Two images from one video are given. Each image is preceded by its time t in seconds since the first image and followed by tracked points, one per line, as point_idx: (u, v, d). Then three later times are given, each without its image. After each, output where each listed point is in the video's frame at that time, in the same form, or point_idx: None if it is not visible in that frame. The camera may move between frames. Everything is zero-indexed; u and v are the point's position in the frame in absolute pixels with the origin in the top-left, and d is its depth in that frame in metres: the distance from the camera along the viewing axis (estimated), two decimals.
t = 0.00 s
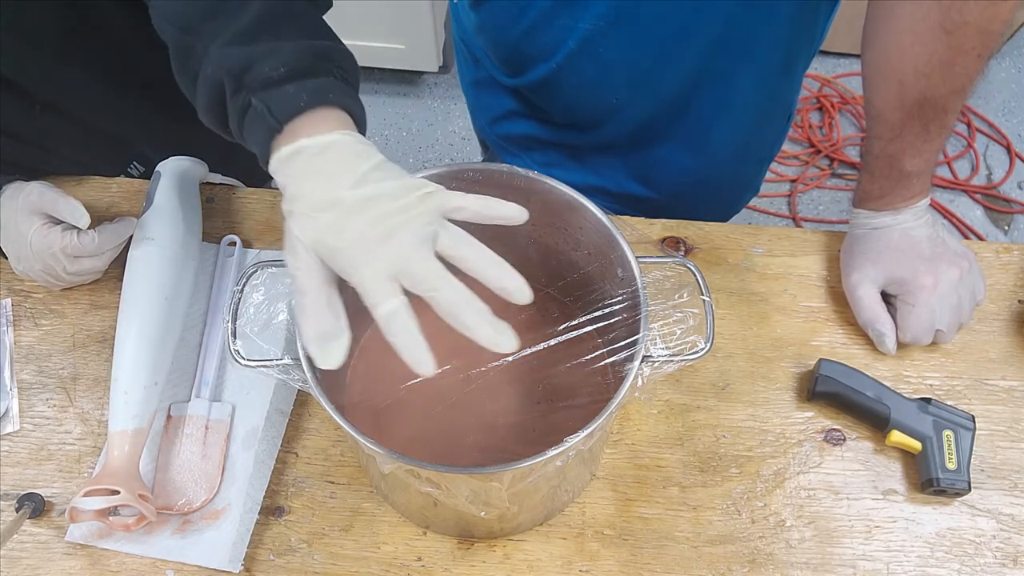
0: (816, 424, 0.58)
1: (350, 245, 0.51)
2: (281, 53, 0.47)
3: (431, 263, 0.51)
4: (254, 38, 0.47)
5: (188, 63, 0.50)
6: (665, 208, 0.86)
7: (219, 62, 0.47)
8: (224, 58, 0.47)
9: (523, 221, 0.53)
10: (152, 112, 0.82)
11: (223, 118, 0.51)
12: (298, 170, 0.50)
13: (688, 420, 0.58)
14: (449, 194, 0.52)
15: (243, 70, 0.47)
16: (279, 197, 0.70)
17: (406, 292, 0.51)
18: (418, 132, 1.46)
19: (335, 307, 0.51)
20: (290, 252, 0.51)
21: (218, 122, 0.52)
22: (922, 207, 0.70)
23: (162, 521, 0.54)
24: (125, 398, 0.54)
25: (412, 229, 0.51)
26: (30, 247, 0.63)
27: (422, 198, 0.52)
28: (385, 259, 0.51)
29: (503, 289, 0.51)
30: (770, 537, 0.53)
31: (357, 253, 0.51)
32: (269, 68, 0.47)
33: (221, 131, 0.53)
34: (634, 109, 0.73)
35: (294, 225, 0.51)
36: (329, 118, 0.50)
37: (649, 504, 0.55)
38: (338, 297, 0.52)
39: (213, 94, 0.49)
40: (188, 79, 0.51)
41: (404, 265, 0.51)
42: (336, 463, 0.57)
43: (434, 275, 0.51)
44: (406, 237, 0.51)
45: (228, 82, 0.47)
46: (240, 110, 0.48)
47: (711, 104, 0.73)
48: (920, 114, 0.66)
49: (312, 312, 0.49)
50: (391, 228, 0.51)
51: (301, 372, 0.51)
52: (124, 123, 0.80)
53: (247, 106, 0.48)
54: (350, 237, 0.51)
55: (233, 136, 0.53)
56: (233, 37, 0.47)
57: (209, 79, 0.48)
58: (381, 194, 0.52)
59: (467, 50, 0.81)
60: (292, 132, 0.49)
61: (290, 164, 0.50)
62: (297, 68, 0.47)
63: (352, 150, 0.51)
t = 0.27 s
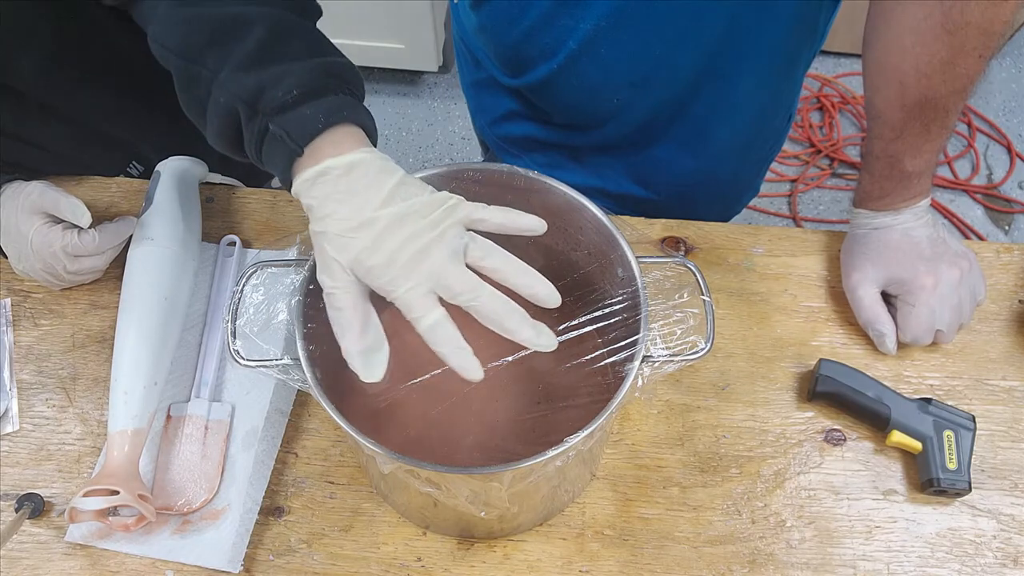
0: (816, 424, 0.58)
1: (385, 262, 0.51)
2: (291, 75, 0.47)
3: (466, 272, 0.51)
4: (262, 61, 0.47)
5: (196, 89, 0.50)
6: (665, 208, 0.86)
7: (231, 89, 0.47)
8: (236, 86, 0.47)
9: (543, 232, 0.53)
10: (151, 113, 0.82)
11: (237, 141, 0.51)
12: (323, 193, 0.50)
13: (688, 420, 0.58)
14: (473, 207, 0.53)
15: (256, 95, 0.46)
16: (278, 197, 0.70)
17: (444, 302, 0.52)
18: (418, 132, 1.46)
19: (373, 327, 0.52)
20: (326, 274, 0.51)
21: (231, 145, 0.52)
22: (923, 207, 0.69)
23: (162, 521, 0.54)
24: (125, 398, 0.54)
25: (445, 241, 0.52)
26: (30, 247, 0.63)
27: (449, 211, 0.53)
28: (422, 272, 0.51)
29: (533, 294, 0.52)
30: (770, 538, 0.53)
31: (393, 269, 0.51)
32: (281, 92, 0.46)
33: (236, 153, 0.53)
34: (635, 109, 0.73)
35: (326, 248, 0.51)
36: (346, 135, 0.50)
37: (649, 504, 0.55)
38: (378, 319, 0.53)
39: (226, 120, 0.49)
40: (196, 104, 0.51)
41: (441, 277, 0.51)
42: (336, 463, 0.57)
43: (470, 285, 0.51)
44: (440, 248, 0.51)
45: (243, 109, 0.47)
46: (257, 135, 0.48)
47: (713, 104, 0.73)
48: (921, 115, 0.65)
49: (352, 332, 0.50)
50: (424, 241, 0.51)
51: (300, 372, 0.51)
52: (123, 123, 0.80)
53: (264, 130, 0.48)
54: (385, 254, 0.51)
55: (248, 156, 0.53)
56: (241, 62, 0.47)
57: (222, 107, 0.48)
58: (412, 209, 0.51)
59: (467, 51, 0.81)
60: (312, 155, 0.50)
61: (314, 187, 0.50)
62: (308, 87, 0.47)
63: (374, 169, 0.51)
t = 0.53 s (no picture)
0: (816, 424, 0.58)
1: (393, 269, 0.51)
2: (293, 82, 0.47)
3: (474, 277, 0.51)
4: (263, 71, 0.48)
5: (198, 99, 0.50)
6: (664, 207, 0.85)
7: (232, 98, 0.47)
8: (238, 95, 0.47)
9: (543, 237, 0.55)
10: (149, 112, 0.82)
11: (240, 149, 0.52)
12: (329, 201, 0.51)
13: (688, 420, 0.58)
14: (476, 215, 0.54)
15: (259, 104, 0.47)
16: (278, 197, 0.70)
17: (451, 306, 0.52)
18: (418, 132, 1.46)
19: (378, 334, 0.52)
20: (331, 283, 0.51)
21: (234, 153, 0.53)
22: (923, 207, 0.69)
23: (162, 521, 0.54)
24: (125, 398, 0.54)
25: (451, 247, 0.52)
26: (30, 247, 0.63)
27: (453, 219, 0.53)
28: (429, 278, 0.51)
29: (539, 298, 0.53)
30: (770, 538, 0.53)
31: (400, 275, 0.51)
32: (283, 99, 0.47)
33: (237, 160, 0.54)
34: (636, 109, 0.73)
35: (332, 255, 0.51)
36: (350, 143, 0.51)
37: (650, 504, 0.55)
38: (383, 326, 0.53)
39: (228, 128, 0.49)
40: (196, 113, 0.51)
41: (448, 282, 0.51)
42: (336, 463, 0.57)
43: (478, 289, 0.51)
44: (448, 254, 0.52)
45: (245, 117, 0.48)
46: (260, 144, 0.49)
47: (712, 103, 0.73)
48: (921, 115, 0.65)
49: (359, 338, 0.50)
50: (430, 248, 0.51)
51: (300, 372, 0.51)
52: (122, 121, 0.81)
53: (266, 138, 0.48)
54: (392, 261, 0.51)
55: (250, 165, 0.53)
56: (242, 70, 0.47)
57: (224, 116, 0.48)
58: (418, 217, 0.52)
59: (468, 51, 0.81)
60: (316, 163, 0.50)
61: (319, 195, 0.51)
62: (309, 95, 0.48)
63: (379, 177, 0.52)
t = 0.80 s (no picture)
0: (816, 424, 0.58)
1: (394, 270, 0.52)
2: (294, 83, 0.47)
3: (474, 277, 0.53)
4: (263, 71, 0.47)
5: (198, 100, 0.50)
6: (664, 206, 0.85)
7: (233, 99, 0.47)
8: (239, 96, 0.47)
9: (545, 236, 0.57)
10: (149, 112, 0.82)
11: (240, 149, 0.52)
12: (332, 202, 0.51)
13: (688, 420, 0.58)
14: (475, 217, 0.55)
15: (259, 104, 0.47)
16: (278, 197, 0.70)
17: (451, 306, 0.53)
18: (418, 132, 1.46)
19: (379, 333, 0.52)
20: (332, 283, 0.52)
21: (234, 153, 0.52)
22: (923, 207, 0.69)
23: (162, 521, 0.54)
24: (125, 398, 0.54)
25: (451, 248, 0.53)
26: (30, 247, 0.63)
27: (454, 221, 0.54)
28: (430, 278, 0.52)
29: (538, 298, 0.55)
30: (770, 538, 0.53)
31: (401, 276, 0.52)
32: (284, 100, 0.47)
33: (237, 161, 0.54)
34: (636, 108, 0.73)
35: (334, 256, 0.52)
36: (350, 143, 0.51)
37: (650, 504, 0.55)
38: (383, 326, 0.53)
39: (229, 129, 0.49)
40: (196, 114, 0.51)
41: (448, 282, 0.52)
42: (336, 463, 0.57)
43: (478, 289, 0.52)
44: (448, 256, 0.53)
45: (247, 119, 0.48)
46: (261, 145, 0.49)
47: (714, 102, 0.73)
48: (922, 114, 0.65)
49: (361, 338, 0.51)
50: (431, 248, 0.52)
51: (300, 372, 0.51)
52: (122, 121, 0.81)
53: (268, 139, 0.48)
54: (394, 261, 0.52)
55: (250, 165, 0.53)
56: (243, 71, 0.47)
57: (225, 117, 0.48)
58: (419, 217, 0.52)
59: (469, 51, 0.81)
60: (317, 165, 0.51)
61: (320, 195, 0.51)
62: (311, 95, 0.48)
63: (380, 177, 0.52)
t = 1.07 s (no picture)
0: (816, 424, 0.58)
1: (387, 260, 0.51)
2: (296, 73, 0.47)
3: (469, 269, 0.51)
4: (264, 60, 0.48)
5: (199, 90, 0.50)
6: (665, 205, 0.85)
7: (234, 87, 0.47)
8: (241, 84, 0.47)
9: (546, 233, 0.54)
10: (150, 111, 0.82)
11: (239, 140, 0.51)
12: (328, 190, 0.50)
13: (688, 420, 0.58)
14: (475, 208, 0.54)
15: (259, 92, 0.47)
16: (278, 197, 0.70)
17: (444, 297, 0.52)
18: (418, 132, 1.46)
19: (370, 324, 0.51)
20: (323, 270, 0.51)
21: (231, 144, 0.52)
22: (922, 208, 0.69)
23: (162, 521, 0.54)
24: (125, 398, 0.54)
25: (447, 239, 0.52)
26: (30, 247, 0.63)
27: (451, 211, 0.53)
28: (423, 267, 0.51)
29: (537, 292, 0.53)
30: (770, 538, 0.53)
31: (394, 266, 0.51)
32: (285, 89, 0.47)
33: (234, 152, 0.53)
34: (637, 107, 0.73)
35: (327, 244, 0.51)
36: (349, 133, 0.50)
37: (650, 504, 0.55)
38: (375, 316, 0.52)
39: (228, 118, 0.49)
40: (195, 103, 0.51)
41: (443, 273, 0.51)
42: (336, 463, 0.57)
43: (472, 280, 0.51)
44: (444, 246, 0.51)
45: (245, 107, 0.47)
46: (259, 133, 0.48)
47: (715, 101, 0.73)
48: (922, 114, 0.65)
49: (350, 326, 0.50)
50: (427, 239, 0.51)
51: (300, 372, 0.51)
52: (122, 121, 0.80)
53: (266, 128, 0.48)
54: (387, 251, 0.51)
55: (249, 157, 0.53)
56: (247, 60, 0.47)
57: (225, 105, 0.48)
58: (417, 207, 0.51)
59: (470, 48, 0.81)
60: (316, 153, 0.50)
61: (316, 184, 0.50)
62: (312, 86, 0.48)
63: (378, 166, 0.51)
